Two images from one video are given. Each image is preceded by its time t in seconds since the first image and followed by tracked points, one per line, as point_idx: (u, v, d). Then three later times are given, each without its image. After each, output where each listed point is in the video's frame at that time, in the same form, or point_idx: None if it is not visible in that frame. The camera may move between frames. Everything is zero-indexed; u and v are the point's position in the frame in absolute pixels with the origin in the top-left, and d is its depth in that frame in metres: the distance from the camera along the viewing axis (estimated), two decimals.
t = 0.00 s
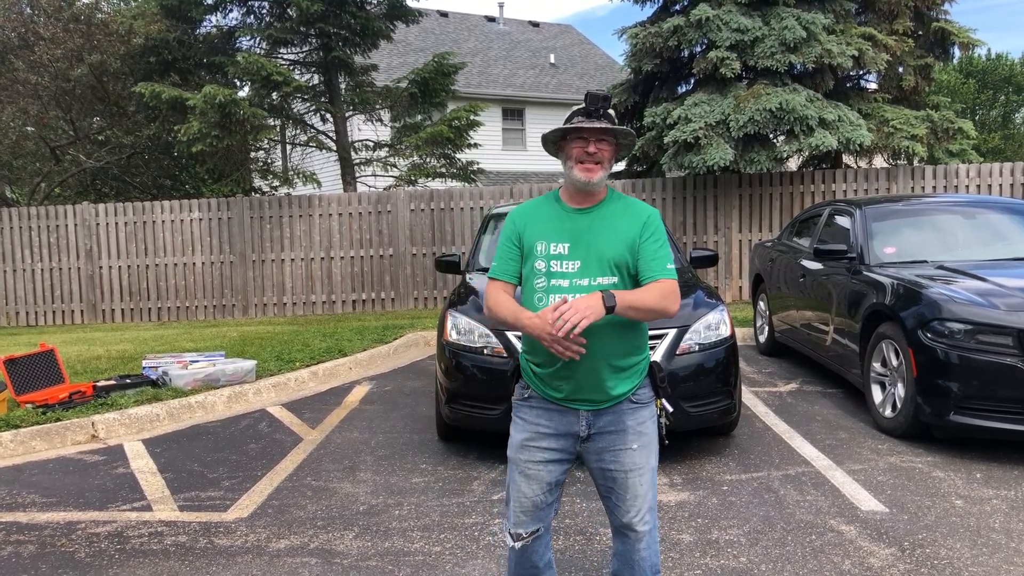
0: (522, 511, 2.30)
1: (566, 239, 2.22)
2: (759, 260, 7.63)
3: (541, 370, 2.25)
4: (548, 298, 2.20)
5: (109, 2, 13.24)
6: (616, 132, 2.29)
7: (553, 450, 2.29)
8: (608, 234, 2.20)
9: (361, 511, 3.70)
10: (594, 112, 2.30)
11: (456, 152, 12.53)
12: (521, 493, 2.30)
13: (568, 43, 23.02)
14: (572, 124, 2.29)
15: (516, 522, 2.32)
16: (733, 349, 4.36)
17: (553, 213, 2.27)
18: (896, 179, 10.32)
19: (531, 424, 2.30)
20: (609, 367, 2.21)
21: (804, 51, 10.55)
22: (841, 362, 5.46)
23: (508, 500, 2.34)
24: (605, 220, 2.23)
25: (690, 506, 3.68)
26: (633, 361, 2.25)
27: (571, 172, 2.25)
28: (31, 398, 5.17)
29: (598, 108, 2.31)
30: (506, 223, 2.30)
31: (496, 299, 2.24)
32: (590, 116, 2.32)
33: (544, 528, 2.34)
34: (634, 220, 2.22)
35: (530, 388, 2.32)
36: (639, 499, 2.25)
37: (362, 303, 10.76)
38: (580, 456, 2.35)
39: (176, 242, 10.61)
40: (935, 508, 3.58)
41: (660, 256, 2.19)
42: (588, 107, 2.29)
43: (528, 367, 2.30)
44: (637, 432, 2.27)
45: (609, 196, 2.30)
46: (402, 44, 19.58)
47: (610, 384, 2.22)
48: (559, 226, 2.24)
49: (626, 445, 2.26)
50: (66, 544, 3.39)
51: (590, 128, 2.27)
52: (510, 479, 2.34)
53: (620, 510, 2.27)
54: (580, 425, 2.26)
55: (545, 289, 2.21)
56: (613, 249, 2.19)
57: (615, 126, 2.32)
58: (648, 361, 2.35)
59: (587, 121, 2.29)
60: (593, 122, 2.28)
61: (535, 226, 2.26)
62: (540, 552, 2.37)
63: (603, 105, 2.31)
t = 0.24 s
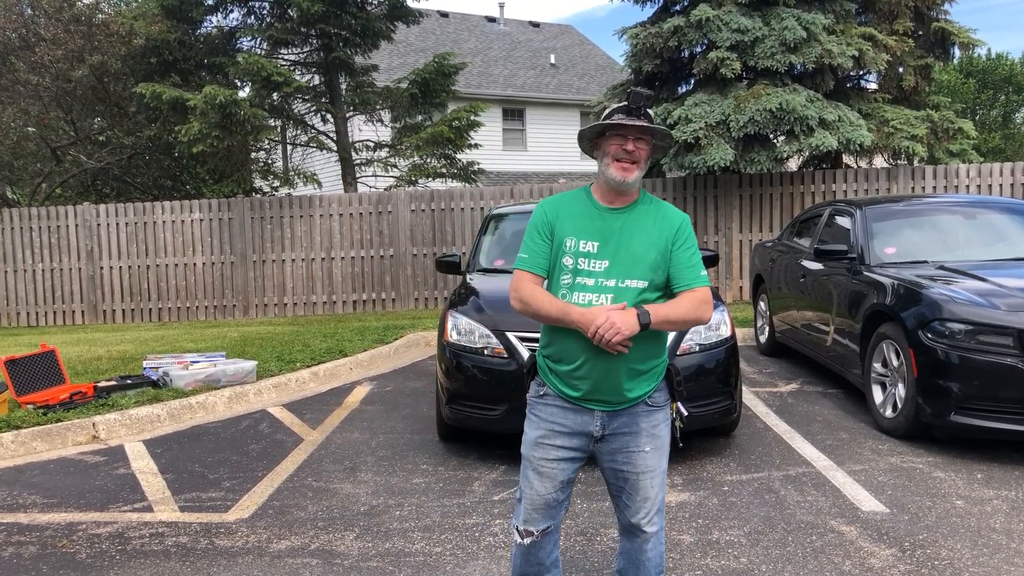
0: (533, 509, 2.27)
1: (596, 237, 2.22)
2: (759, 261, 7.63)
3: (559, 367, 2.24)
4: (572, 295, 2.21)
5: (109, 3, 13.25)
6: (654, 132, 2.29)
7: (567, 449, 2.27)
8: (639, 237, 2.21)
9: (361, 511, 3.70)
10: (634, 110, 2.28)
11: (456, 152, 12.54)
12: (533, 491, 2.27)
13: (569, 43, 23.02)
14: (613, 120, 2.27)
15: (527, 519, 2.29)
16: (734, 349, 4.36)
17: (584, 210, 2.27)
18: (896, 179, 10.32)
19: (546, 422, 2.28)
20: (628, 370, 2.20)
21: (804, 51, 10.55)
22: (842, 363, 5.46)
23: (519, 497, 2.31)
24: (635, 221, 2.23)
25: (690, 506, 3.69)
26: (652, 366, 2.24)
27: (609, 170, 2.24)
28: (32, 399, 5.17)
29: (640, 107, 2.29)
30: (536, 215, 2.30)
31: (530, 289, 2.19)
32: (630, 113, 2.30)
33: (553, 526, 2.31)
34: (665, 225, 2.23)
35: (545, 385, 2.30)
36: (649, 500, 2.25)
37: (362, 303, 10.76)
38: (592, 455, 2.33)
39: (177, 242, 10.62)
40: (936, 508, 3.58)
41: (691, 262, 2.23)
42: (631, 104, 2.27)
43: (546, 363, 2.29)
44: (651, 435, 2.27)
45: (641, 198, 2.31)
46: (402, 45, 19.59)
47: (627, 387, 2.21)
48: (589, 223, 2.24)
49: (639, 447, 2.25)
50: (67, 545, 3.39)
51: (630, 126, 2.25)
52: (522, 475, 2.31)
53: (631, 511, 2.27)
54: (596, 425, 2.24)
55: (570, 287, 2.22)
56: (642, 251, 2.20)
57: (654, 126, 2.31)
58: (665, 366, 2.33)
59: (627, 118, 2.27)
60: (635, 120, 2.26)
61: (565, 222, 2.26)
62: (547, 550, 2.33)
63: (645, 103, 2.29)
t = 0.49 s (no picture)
0: (536, 505, 2.26)
1: (608, 235, 2.22)
2: (760, 260, 7.63)
3: (567, 363, 2.24)
4: (581, 292, 2.20)
5: (109, 3, 13.25)
6: (668, 131, 2.29)
7: (572, 446, 2.27)
8: (651, 237, 2.21)
9: (361, 511, 3.70)
10: (649, 108, 2.28)
11: (456, 152, 12.54)
12: (537, 487, 2.27)
13: (569, 43, 23.01)
14: (627, 118, 2.28)
15: (529, 515, 2.28)
16: (734, 349, 4.35)
17: (597, 209, 2.27)
18: (896, 179, 10.32)
19: (552, 418, 2.28)
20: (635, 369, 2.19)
21: (805, 51, 10.54)
22: (842, 363, 5.46)
23: (522, 492, 2.30)
24: (648, 220, 2.23)
25: (690, 506, 3.68)
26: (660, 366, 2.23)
27: (621, 168, 2.24)
28: (32, 399, 5.17)
29: (654, 106, 2.28)
30: (547, 212, 2.31)
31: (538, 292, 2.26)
32: (644, 112, 2.30)
33: (555, 523, 2.30)
34: (679, 227, 2.23)
35: (552, 381, 2.31)
36: (653, 501, 2.25)
37: (362, 303, 10.77)
38: (596, 454, 2.33)
39: (177, 242, 10.62)
40: (936, 508, 3.58)
41: (703, 265, 2.24)
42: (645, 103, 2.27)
43: (554, 360, 2.29)
44: (656, 436, 2.26)
45: (655, 199, 2.30)
46: (403, 45, 19.60)
47: (634, 386, 2.20)
48: (601, 222, 2.24)
49: (644, 447, 2.25)
50: (67, 544, 3.39)
51: (644, 124, 2.25)
52: (526, 471, 2.31)
53: (634, 510, 2.27)
54: (601, 424, 2.24)
55: (580, 284, 2.21)
56: (653, 250, 2.19)
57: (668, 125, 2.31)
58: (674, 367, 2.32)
59: (641, 118, 2.28)
60: (648, 118, 2.27)
61: (577, 220, 2.26)
62: (548, 548, 2.32)
63: (660, 103, 2.29)
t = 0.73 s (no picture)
0: (532, 500, 2.21)
1: (614, 234, 2.23)
2: (760, 260, 7.63)
3: (570, 362, 2.25)
4: (587, 290, 2.22)
5: (109, 3, 13.26)
6: (681, 132, 2.30)
7: (572, 442, 2.25)
8: (659, 236, 2.20)
9: (361, 510, 3.70)
10: (664, 109, 2.29)
11: (457, 152, 12.54)
12: (534, 481, 2.22)
13: (569, 43, 23.01)
14: (642, 120, 2.26)
15: (525, 510, 2.22)
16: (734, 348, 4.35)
17: (604, 208, 2.28)
18: (897, 179, 10.31)
19: (552, 412, 2.27)
20: (640, 369, 2.19)
21: (805, 50, 10.54)
22: (842, 362, 5.46)
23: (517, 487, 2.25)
24: (657, 219, 2.23)
25: (690, 505, 3.68)
26: (665, 366, 2.23)
27: (637, 170, 2.23)
28: (32, 398, 5.18)
29: (668, 106, 2.31)
30: (555, 212, 2.33)
31: (532, 301, 2.31)
32: (658, 112, 2.30)
33: (552, 518, 2.27)
34: (688, 226, 2.22)
35: (555, 376, 2.31)
36: (654, 500, 2.23)
37: (363, 303, 10.77)
38: (598, 451, 2.31)
39: (178, 242, 10.62)
40: (936, 507, 3.58)
41: (714, 265, 2.22)
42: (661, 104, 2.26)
43: (558, 358, 2.31)
44: (660, 436, 2.24)
45: (665, 198, 2.29)
46: (403, 44, 19.60)
47: (638, 386, 2.20)
48: (608, 221, 2.25)
49: (647, 446, 2.23)
50: (67, 544, 3.40)
51: (660, 125, 2.25)
52: (525, 465, 2.28)
53: (635, 508, 2.26)
54: (603, 421, 2.24)
55: (586, 282, 2.23)
56: (661, 250, 2.19)
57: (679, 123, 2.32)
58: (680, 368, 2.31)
59: (655, 118, 2.27)
60: (664, 119, 2.26)
61: (584, 219, 2.28)
62: (545, 544, 2.29)
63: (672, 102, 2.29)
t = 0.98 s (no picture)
0: (549, 513, 2.27)
1: (613, 234, 2.22)
2: (761, 261, 7.63)
3: (573, 365, 2.24)
4: (588, 291, 2.21)
5: (110, 4, 13.27)
6: (679, 133, 2.30)
7: (580, 453, 2.26)
8: (658, 235, 2.20)
9: (362, 511, 3.70)
10: (664, 110, 2.29)
11: (457, 152, 12.54)
12: (550, 495, 2.27)
13: (570, 44, 23.02)
14: (640, 121, 2.26)
15: (544, 523, 2.29)
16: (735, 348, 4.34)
17: (601, 208, 2.27)
18: (898, 179, 10.31)
19: (559, 426, 2.28)
20: (643, 369, 2.19)
21: (806, 51, 10.54)
22: (842, 363, 5.47)
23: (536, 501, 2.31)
24: (655, 219, 2.23)
25: (691, 506, 3.68)
26: (668, 367, 2.23)
27: (634, 172, 2.23)
28: (33, 399, 5.18)
29: (666, 107, 2.31)
30: (552, 213, 2.32)
31: (528, 300, 2.34)
32: (657, 114, 2.30)
33: (570, 530, 2.30)
34: (686, 225, 2.23)
35: (559, 387, 2.30)
36: (657, 503, 2.24)
37: (363, 303, 10.77)
38: (606, 458, 2.32)
39: (178, 242, 10.63)
40: (936, 508, 3.58)
41: (711, 264, 2.25)
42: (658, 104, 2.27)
43: (560, 363, 2.29)
44: (663, 439, 2.25)
45: (662, 197, 2.30)
46: (404, 45, 19.61)
47: (642, 387, 2.20)
48: (606, 221, 2.24)
49: (650, 449, 2.23)
50: (68, 544, 3.40)
51: (659, 127, 2.25)
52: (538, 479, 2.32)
53: (640, 513, 2.26)
54: (608, 428, 2.24)
55: (586, 283, 2.22)
56: (661, 249, 2.19)
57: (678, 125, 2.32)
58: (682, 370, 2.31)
59: (654, 119, 2.27)
60: (662, 120, 2.26)
61: (582, 219, 2.27)
62: (565, 555, 2.31)
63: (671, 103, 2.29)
